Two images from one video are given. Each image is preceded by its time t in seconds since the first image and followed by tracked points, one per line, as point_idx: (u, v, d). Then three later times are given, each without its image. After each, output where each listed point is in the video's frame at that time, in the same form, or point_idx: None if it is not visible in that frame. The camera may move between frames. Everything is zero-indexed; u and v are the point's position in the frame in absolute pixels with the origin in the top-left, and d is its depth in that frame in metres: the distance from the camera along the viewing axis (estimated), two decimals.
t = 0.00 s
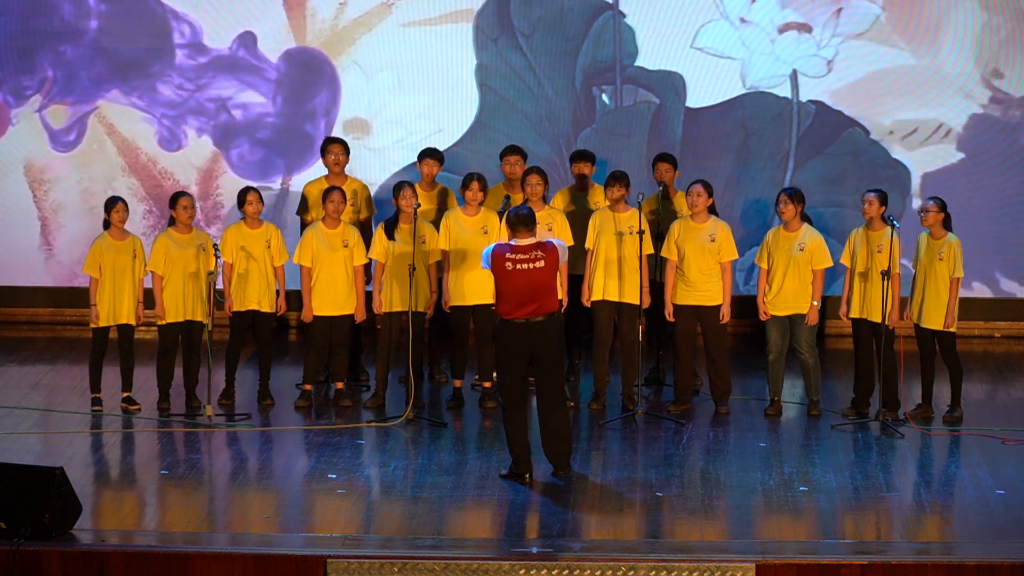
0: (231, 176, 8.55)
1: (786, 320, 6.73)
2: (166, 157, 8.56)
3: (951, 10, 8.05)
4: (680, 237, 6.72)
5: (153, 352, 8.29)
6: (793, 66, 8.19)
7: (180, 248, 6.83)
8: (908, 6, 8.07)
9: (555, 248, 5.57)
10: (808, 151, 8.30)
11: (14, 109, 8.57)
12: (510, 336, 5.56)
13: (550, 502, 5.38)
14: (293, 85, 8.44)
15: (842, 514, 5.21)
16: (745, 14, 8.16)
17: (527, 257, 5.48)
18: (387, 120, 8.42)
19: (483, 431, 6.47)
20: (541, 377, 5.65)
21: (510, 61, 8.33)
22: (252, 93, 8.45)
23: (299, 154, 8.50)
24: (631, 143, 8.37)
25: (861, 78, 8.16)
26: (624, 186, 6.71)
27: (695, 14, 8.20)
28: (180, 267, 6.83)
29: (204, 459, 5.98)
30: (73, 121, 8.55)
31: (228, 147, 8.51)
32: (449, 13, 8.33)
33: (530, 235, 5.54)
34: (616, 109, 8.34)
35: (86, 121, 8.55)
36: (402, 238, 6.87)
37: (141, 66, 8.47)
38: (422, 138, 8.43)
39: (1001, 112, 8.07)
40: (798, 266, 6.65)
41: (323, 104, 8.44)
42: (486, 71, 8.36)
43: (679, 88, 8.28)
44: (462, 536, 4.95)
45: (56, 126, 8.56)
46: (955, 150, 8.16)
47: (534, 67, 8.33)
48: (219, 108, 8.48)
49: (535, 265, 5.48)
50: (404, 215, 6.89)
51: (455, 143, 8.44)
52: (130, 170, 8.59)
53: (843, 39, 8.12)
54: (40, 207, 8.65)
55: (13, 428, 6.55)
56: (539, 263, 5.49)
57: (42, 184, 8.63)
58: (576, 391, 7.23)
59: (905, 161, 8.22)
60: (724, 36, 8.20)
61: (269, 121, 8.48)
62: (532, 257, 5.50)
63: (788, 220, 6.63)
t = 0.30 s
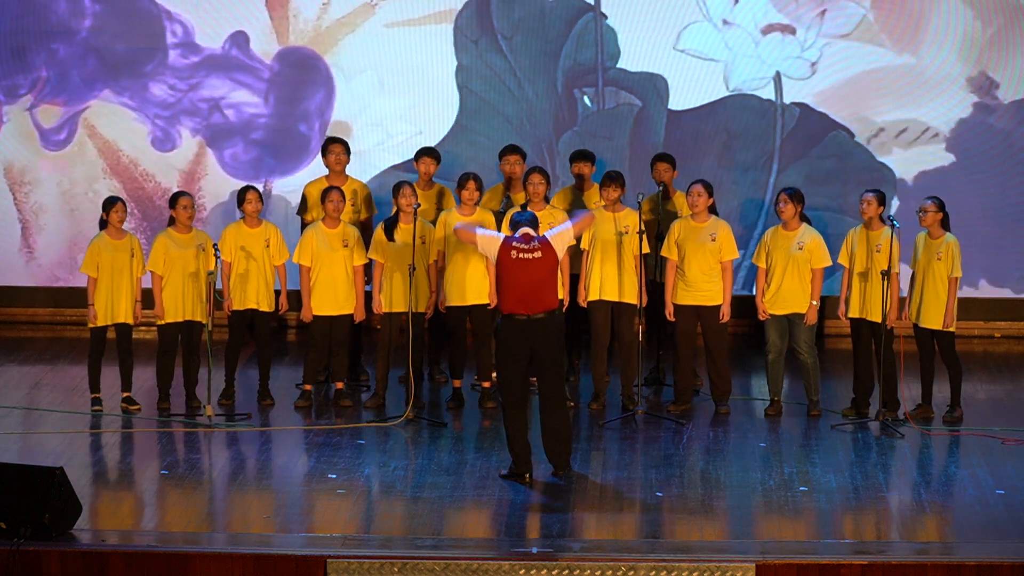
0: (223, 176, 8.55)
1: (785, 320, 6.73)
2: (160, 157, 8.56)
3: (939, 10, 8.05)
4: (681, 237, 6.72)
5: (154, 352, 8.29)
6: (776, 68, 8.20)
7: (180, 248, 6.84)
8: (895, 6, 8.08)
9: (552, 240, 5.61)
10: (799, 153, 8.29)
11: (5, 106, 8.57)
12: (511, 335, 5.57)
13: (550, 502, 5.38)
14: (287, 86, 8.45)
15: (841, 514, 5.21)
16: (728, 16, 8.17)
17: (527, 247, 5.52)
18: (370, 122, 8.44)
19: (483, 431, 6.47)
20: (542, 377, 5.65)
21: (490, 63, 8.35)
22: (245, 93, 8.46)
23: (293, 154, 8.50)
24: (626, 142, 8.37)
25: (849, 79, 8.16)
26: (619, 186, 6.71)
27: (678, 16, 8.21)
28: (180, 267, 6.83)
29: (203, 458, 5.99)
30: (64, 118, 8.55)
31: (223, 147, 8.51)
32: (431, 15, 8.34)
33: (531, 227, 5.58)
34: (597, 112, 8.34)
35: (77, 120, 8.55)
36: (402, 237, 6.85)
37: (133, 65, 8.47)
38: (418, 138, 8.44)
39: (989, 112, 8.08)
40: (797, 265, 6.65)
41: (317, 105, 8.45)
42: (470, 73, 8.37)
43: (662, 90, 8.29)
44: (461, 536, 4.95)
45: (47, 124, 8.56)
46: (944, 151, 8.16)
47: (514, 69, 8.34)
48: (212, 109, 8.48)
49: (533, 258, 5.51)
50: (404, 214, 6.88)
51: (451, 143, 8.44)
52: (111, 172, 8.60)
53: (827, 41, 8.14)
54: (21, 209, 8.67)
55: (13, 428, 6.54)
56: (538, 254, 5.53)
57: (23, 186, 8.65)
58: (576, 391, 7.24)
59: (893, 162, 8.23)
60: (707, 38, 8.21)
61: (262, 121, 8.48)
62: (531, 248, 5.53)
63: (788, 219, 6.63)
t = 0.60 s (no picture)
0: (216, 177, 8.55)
1: (784, 320, 6.74)
2: (155, 158, 8.56)
3: (928, 10, 8.06)
4: (681, 237, 6.72)
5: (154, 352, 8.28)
6: (759, 70, 8.20)
7: (179, 247, 6.84)
8: (882, 6, 8.08)
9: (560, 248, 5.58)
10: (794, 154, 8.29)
11: None
12: (512, 335, 5.57)
13: (550, 502, 5.38)
14: (280, 86, 8.44)
15: (841, 514, 5.21)
16: (710, 17, 8.17)
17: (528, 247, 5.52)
18: (354, 125, 8.46)
19: (483, 431, 6.47)
20: (542, 377, 5.65)
21: (468, 65, 8.35)
22: (238, 93, 8.46)
23: (286, 154, 8.50)
24: (623, 142, 8.37)
25: (836, 79, 8.17)
26: (615, 186, 6.70)
27: (659, 18, 8.21)
28: (180, 267, 6.83)
29: (203, 458, 5.99)
30: (55, 117, 8.55)
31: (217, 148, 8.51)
32: (413, 15, 8.34)
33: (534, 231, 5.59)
34: (576, 114, 8.34)
35: (68, 120, 8.55)
36: (401, 238, 6.84)
37: (125, 65, 8.47)
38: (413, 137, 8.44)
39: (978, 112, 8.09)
40: (797, 265, 6.64)
41: (310, 105, 8.44)
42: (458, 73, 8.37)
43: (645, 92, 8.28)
44: (461, 536, 4.94)
45: (38, 123, 8.56)
46: (931, 152, 8.18)
47: (494, 71, 8.35)
48: (204, 109, 8.48)
49: (535, 257, 5.51)
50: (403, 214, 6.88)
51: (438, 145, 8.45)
52: (90, 175, 8.61)
53: (809, 43, 8.14)
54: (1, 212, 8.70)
55: (13, 428, 6.54)
56: (540, 255, 5.52)
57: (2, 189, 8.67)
58: (577, 391, 7.24)
59: (880, 162, 8.24)
60: (688, 40, 8.20)
61: (256, 121, 8.48)
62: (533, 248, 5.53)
63: (788, 219, 6.64)
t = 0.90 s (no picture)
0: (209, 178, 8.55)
1: (784, 320, 6.74)
2: (150, 159, 8.56)
3: (917, 11, 8.06)
4: (680, 237, 6.72)
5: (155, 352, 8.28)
6: (742, 72, 8.20)
7: (179, 247, 6.84)
8: (871, 7, 8.07)
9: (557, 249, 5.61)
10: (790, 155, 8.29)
11: None
12: (512, 335, 5.57)
13: (550, 502, 5.38)
14: (275, 87, 8.44)
15: (842, 514, 5.21)
16: (693, 19, 8.17)
17: (528, 248, 5.53)
18: (346, 125, 8.46)
19: (483, 431, 6.47)
20: (542, 377, 5.64)
21: (449, 68, 8.36)
22: (233, 94, 8.45)
23: (279, 155, 8.49)
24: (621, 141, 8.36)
25: (825, 80, 8.17)
26: (615, 187, 6.70)
27: (641, 19, 8.22)
28: (180, 267, 6.83)
29: (203, 458, 5.99)
30: (46, 116, 8.55)
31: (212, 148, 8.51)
32: (395, 16, 8.34)
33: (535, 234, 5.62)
34: (557, 117, 8.35)
35: (60, 119, 8.55)
36: (401, 238, 6.84)
37: (120, 65, 8.47)
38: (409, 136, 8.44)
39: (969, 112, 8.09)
40: (797, 265, 6.64)
41: (305, 105, 8.44)
42: (448, 73, 8.37)
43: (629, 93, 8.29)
44: (461, 536, 4.94)
45: (29, 123, 8.56)
46: (920, 153, 8.19)
47: (475, 74, 8.36)
48: (198, 110, 8.48)
49: (537, 256, 5.52)
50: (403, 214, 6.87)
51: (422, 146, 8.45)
52: (71, 177, 8.62)
53: (793, 45, 8.14)
54: None
55: (13, 428, 6.54)
56: (541, 256, 5.53)
57: None
58: (577, 391, 7.24)
59: (869, 163, 8.24)
60: (669, 42, 8.21)
61: (251, 121, 8.48)
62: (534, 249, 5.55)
63: (788, 220, 6.63)
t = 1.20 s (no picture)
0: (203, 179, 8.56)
1: (785, 320, 6.73)
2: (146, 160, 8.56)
3: (906, 11, 8.06)
4: (678, 237, 6.72)
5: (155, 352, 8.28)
6: (725, 74, 8.20)
7: (178, 248, 6.83)
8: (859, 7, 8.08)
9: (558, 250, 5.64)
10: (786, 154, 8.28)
11: None
12: (511, 335, 5.57)
13: (549, 502, 5.38)
14: (269, 87, 8.44)
15: (842, 514, 5.21)
16: (676, 21, 8.17)
17: (529, 250, 5.55)
18: (341, 125, 8.46)
19: (483, 431, 6.47)
20: (542, 376, 5.64)
21: (428, 70, 8.37)
22: (227, 95, 8.45)
23: (273, 157, 8.50)
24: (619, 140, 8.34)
25: (814, 81, 8.17)
26: (617, 187, 6.71)
27: (623, 21, 8.21)
28: (179, 267, 6.83)
29: (203, 458, 5.99)
30: (38, 115, 8.55)
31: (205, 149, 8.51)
32: (376, 17, 8.35)
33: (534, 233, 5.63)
34: (538, 120, 8.36)
35: (52, 119, 8.55)
36: (401, 238, 6.84)
37: (114, 66, 8.47)
38: (406, 135, 8.44)
39: (959, 112, 8.10)
40: (797, 265, 6.65)
41: (300, 106, 8.43)
42: (439, 73, 8.37)
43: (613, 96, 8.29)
44: (461, 536, 4.94)
45: (21, 122, 8.56)
46: (911, 154, 8.18)
47: (455, 76, 8.37)
48: (192, 111, 8.48)
49: (538, 257, 5.54)
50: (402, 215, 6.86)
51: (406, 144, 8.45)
52: (51, 180, 8.63)
53: (777, 48, 8.14)
54: None
55: (13, 428, 6.54)
56: (541, 257, 5.55)
57: None
58: (577, 391, 7.24)
59: (858, 164, 8.24)
60: (651, 44, 8.21)
61: (246, 121, 8.47)
62: (535, 251, 5.56)
63: (788, 220, 6.63)
